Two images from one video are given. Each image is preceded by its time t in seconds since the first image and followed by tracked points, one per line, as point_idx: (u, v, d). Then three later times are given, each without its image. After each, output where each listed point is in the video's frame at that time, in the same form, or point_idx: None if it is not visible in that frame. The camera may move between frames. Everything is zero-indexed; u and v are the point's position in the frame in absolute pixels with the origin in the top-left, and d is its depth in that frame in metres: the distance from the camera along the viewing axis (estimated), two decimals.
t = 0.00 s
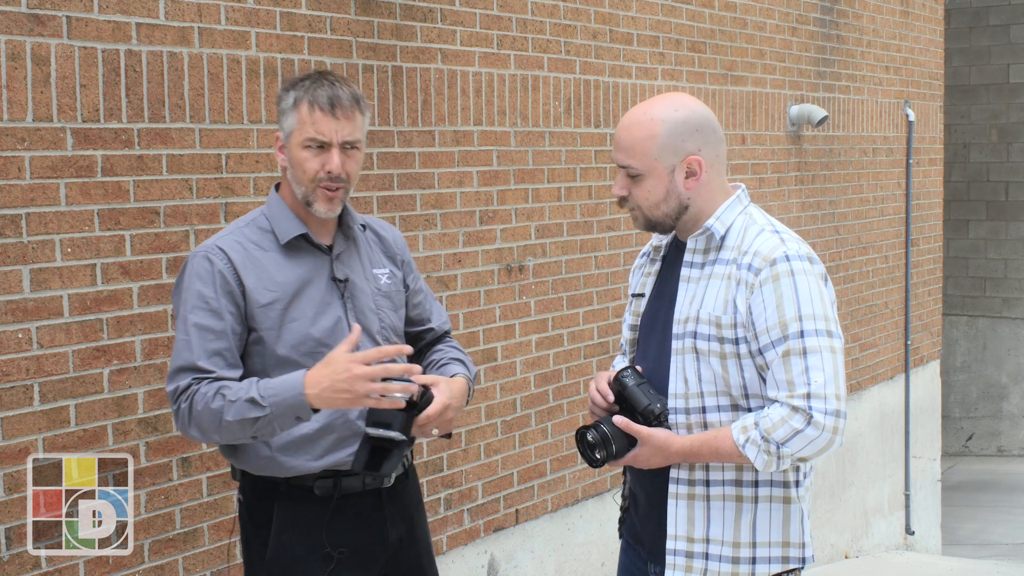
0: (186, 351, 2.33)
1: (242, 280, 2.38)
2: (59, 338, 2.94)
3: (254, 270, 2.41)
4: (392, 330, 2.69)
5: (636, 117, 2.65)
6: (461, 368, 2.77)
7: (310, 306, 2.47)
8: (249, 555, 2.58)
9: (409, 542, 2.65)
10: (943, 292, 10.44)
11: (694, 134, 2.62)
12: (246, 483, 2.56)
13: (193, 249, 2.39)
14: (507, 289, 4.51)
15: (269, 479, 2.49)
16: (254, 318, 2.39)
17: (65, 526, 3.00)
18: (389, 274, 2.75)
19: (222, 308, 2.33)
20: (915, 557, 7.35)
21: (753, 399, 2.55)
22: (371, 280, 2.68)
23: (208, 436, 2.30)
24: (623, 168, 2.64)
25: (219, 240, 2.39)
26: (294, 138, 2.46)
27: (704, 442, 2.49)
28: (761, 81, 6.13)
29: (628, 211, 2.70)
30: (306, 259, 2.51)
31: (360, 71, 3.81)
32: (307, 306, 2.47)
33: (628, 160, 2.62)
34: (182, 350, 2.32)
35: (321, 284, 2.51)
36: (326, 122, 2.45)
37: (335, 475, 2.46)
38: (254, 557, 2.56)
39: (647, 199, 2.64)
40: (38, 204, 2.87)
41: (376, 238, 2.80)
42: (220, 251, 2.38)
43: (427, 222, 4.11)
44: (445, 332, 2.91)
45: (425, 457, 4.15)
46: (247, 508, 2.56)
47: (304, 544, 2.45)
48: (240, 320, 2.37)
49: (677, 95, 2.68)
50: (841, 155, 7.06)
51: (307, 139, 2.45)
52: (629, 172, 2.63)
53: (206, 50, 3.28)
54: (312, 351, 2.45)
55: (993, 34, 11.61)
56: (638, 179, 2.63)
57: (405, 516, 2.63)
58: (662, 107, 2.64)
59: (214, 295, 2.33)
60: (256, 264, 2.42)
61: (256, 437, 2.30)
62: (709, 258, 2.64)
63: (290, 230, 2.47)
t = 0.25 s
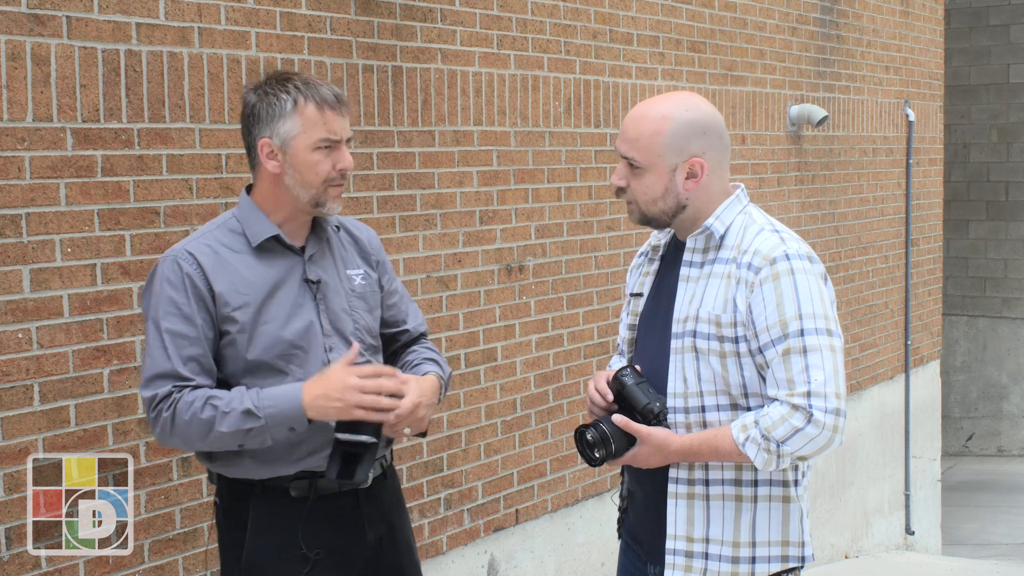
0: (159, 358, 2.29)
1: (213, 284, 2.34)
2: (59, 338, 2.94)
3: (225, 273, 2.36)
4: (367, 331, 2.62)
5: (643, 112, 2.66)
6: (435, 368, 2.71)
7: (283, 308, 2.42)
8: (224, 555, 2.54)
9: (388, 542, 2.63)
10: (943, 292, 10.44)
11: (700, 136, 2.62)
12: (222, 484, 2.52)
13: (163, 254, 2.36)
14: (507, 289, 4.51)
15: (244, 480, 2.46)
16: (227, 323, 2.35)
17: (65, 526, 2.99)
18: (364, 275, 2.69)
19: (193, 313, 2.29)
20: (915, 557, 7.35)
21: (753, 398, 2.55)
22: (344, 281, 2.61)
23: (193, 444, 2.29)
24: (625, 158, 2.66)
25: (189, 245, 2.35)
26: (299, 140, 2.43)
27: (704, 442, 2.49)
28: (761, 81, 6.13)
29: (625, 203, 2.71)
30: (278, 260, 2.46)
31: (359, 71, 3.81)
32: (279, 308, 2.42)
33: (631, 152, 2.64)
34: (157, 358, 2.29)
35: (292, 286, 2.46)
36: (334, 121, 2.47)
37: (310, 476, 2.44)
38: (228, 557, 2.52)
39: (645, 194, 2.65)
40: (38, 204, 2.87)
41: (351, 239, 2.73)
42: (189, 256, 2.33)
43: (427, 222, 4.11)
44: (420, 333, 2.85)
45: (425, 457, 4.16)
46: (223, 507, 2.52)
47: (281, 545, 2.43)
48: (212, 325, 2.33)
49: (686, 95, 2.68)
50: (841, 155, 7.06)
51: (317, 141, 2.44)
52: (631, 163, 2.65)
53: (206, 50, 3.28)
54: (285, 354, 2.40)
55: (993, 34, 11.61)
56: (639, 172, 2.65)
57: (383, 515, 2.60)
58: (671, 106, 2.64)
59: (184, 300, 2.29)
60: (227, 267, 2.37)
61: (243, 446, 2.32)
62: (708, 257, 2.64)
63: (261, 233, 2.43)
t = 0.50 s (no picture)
0: (144, 370, 2.26)
1: (197, 294, 2.30)
2: (59, 338, 2.94)
3: (209, 283, 2.33)
4: (346, 333, 2.63)
5: (646, 112, 2.65)
6: (406, 370, 2.72)
7: (266, 314, 2.40)
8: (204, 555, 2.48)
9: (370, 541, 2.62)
10: (943, 292, 10.44)
11: (702, 138, 2.62)
12: (202, 489, 2.47)
13: (143, 261, 2.31)
14: (507, 289, 4.51)
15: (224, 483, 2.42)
16: (211, 333, 2.33)
17: (65, 526, 2.99)
18: (341, 275, 2.68)
19: (178, 324, 2.26)
20: (915, 557, 7.35)
21: (755, 397, 2.55)
22: (323, 282, 2.60)
23: (181, 458, 2.29)
24: (625, 158, 2.67)
25: (171, 253, 2.31)
26: (309, 156, 2.41)
27: (706, 441, 2.49)
28: (761, 81, 6.13)
29: (624, 201, 2.72)
30: (260, 267, 2.43)
31: (359, 71, 3.81)
32: (263, 315, 2.40)
33: (632, 152, 2.64)
34: (141, 369, 2.26)
35: (275, 292, 2.44)
36: (337, 132, 2.47)
37: (292, 476, 2.41)
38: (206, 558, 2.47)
39: (644, 193, 2.65)
40: (38, 203, 2.87)
41: (328, 241, 2.72)
42: (172, 265, 2.30)
43: (427, 222, 4.11)
44: (390, 332, 2.86)
45: (425, 457, 4.16)
46: (203, 509, 2.47)
47: (265, 545, 2.40)
48: (196, 334, 2.31)
49: (688, 96, 2.68)
50: (841, 155, 7.06)
51: (326, 154, 2.43)
52: (631, 163, 2.66)
53: (206, 50, 3.28)
54: (269, 360, 2.40)
55: (994, 34, 11.61)
56: (639, 172, 2.65)
57: (364, 515, 2.59)
58: (674, 108, 2.63)
59: (168, 311, 2.25)
60: (210, 275, 2.34)
61: (232, 460, 2.31)
62: (710, 257, 2.64)
63: (243, 241, 2.40)
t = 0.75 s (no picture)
0: (137, 373, 2.24)
1: (191, 297, 2.30)
2: (59, 338, 2.94)
3: (203, 285, 2.32)
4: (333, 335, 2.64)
5: (647, 112, 2.65)
6: (388, 372, 2.74)
7: (259, 318, 2.40)
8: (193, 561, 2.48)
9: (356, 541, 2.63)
10: (943, 292, 10.44)
11: (704, 138, 2.62)
12: (187, 491, 2.46)
13: (136, 262, 2.29)
14: (507, 289, 4.51)
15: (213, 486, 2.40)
16: (205, 336, 2.32)
17: (65, 526, 2.99)
18: (326, 277, 2.69)
19: (173, 327, 2.25)
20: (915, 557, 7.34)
21: (756, 397, 2.55)
22: (310, 285, 2.61)
23: (171, 462, 2.27)
24: (627, 157, 2.67)
25: (166, 255, 2.29)
26: (296, 156, 2.40)
27: (707, 440, 2.49)
28: (761, 81, 6.13)
29: (626, 200, 2.72)
30: (253, 270, 2.43)
31: (359, 71, 3.81)
32: (255, 318, 2.40)
33: (633, 152, 2.64)
34: (134, 372, 2.24)
35: (267, 295, 2.45)
36: (326, 133, 2.46)
37: (282, 477, 2.42)
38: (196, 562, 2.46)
39: (646, 193, 2.65)
40: (38, 203, 2.87)
41: (313, 243, 2.73)
42: (167, 267, 2.28)
43: (427, 222, 4.11)
44: (369, 333, 2.88)
45: (425, 457, 4.16)
46: (189, 514, 2.46)
47: (256, 547, 2.40)
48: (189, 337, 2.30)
49: (691, 96, 2.68)
50: (841, 155, 7.06)
51: (314, 154, 2.43)
52: (631, 162, 2.66)
53: (206, 50, 3.28)
54: (262, 363, 2.40)
55: (994, 34, 11.61)
56: (641, 171, 2.65)
57: (351, 514, 2.61)
58: (676, 107, 2.63)
59: (163, 314, 2.24)
60: (204, 278, 2.33)
61: (222, 464, 2.30)
62: (711, 256, 2.64)
63: (236, 243, 2.39)
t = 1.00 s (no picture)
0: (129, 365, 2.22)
1: (187, 293, 2.30)
2: (59, 338, 2.94)
3: (199, 283, 2.32)
4: (327, 336, 2.64)
5: (653, 106, 2.67)
6: (382, 370, 2.75)
7: (254, 318, 2.41)
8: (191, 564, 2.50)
9: (355, 542, 2.62)
10: (943, 292, 10.44)
11: (707, 136, 2.62)
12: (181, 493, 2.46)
13: (132, 258, 2.29)
14: (507, 289, 4.51)
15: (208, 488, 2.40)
16: (199, 334, 2.32)
17: (65, 526, 2.99)
18: (319, 277, 2.70)
19: (169, 322, 2.25)
20: (915, 557, 7.34)
21: (755, 398, 2.55)
22: (303, 285, 2.62)
23: (162, 452, 2.22)
24: (630, 148, 2.68)
25: (163, 250, 2.30)
26: (297, 159, 2.41)
27: (707, 441, 2.49)
28: (761, 81, 6.13)
29: (624, 192, 2.73)
30: (247, 270, 2.43)
31: (359, 71, 3.81)
32: (251, 318, 2.40)
33: (637, 143, 2.66)
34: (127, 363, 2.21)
35: (262, 294, 2.45)
36: (324, 135, 2.48)
37: (278, 478, 2.41)
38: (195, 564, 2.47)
39: (645, 185, 2.66)
40: (38, 204, 2.87)
41: (306, 244, 2.74)
42: (164, 263, 2.29)
43: (427, 222, 4.11)
44: (363, 332, 2.88)
45: (425, 457, 4.16)
46: (184, 516, 2.46)
47: (251, 550, 2.40)
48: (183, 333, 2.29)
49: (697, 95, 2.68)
50: (841, 155, 7.06)
51: (314, 156, 2.45)
52: (635, 154, 2.67)
53: (206, 50, 3.28)
54: (256, 363, 2.40)
55: (994, 34, 11.61)
56: (643, 163, 2.66)
57: (348, 514, 2.60)
58: (681, 104, 2.64)
59: (160, 308, 2.23)
60: (200, 275, 2.34)
61: (215, 457, 2.26)
62: (709, 256, 2.64)
63: (232, 242, 2.39)
